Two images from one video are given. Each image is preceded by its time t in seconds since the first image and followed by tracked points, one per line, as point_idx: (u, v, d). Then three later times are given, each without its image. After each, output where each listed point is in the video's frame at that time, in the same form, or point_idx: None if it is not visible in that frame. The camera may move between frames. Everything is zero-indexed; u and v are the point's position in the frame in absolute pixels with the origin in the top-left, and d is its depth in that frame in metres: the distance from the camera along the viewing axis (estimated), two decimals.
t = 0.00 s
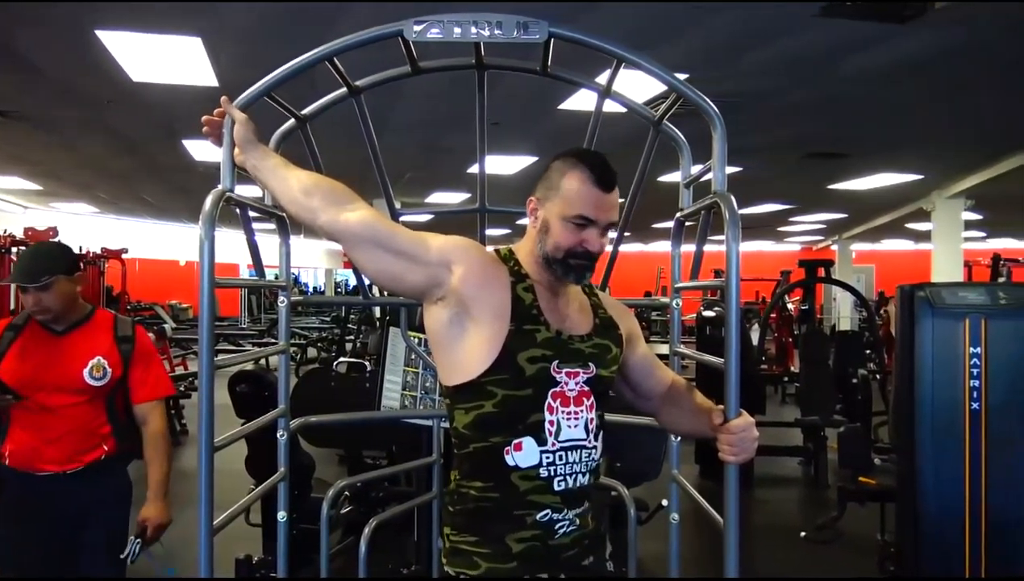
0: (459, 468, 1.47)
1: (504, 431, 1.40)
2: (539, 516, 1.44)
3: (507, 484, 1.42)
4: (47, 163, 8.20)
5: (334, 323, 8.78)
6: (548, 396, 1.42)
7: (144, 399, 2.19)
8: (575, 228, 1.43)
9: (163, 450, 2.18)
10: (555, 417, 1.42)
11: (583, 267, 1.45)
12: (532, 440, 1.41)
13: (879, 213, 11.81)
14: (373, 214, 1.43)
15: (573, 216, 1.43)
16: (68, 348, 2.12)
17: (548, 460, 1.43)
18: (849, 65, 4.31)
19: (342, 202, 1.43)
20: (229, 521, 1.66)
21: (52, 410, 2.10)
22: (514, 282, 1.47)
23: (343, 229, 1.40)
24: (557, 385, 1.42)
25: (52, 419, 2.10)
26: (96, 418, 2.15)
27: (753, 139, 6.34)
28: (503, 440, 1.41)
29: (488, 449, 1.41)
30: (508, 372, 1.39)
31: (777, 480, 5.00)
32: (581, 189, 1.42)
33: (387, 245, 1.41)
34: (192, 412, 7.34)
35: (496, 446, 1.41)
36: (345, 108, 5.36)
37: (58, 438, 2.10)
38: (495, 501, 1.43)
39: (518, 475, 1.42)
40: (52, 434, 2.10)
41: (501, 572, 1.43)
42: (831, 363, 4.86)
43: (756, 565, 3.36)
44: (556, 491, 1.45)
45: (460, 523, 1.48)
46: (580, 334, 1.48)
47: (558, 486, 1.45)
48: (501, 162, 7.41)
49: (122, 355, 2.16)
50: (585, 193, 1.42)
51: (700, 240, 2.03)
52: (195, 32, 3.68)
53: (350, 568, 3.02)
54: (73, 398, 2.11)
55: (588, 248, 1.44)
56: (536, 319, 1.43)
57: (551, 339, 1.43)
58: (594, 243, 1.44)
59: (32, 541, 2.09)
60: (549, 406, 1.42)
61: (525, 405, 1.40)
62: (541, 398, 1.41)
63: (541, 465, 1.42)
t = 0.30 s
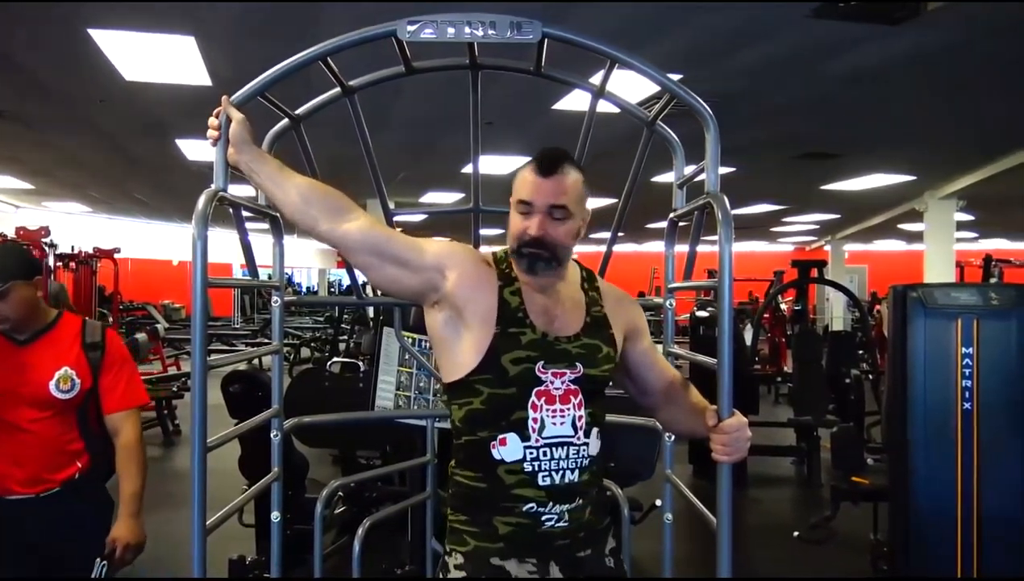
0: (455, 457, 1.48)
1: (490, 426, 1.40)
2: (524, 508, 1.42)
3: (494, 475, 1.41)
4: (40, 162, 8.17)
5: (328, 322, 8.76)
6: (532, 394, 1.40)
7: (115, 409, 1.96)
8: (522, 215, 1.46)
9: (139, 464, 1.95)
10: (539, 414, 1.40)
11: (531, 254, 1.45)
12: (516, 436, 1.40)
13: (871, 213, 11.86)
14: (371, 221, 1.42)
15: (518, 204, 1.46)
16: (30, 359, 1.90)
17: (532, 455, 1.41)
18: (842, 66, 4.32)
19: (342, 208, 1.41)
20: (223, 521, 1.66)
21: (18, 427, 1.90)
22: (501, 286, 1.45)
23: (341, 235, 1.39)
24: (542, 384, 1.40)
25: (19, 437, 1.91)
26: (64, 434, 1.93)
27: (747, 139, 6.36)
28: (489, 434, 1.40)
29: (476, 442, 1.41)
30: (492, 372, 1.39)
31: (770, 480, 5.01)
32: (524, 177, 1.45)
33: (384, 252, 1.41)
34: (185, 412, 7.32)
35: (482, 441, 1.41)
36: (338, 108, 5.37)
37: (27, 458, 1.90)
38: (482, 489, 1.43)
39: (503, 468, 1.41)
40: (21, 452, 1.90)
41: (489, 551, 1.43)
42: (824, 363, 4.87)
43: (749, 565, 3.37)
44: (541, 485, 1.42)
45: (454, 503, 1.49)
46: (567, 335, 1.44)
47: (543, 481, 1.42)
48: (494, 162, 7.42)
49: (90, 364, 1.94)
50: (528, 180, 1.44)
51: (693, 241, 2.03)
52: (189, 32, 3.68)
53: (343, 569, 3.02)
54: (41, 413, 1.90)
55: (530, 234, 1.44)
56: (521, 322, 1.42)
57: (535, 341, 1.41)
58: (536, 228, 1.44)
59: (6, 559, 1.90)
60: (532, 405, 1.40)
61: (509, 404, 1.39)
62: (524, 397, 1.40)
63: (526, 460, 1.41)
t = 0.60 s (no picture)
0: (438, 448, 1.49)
1: (461, 421, 1.39)
2: (488, 502, 1.40)
3: (464, 468, 1.41)
4: (35, 163, 8.14)
5: (324, 323, 8.75)
6: (499, 393, 1.36)
7: (76, 414, 1.74)
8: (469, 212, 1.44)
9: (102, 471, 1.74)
10: (504, 412, 1.37)
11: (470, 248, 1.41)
12: (482, 432, 1.38)
13: (866, 213, 11.89)
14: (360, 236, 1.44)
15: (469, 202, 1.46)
16: None
17: (497, 452, 1.38)
18: (837, 66, 4.33)
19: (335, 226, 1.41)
20: (221, 521, 1.65)
21: None
22: (475, 288, 1.42)
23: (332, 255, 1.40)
24: (509, 384, 1.36)
25: None
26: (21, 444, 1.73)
27: (742, 139, 6.37)
28: (459, 428, 1.40)
29: (450, 436, 1.41)
30: (462, 371, 1.38)
31: (766, 479, 5.01)
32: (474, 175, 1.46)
33: (373, 264, 1.44)
34: (180, 413, 7.30)
35: (453, 435, 1.40)
36: (335, 108, 5.36)
37: None
38: (455, 480, 1.42)
39: (472, 462, 1.40)
40: None
41: (461, 543, 1.42)
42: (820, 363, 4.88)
43: (747, 564, 3.38)
44: (504, 482, 1.39)
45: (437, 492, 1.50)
46: (536, 336, 1.39)
47: (506, 478, 1.39)
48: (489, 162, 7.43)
49: (41, 364, 1.71)
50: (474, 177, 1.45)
51: (690, 240, 2.03)
52: (185, 32, 3.67)
53: (341, 569, 3.01)
54: None
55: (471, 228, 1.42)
56: (491, 322, 1.38)
57: (504, 341, 1.37)
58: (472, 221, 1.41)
59: None
60: (498, 403, 1.37)
61: (476, 402, 1.37)
62: (491, 395, 1.37)
63: (491, 456, 1.39)
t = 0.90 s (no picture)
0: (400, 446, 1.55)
1: (411, 419, 1.44)
2: (436, 500, 1.43)
3: (414, 465, 1.46)
4: (32, 164, 8.13)
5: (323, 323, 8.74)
6: (444, 392, 1.41)
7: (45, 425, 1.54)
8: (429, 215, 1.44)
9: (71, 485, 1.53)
10: (448, 411, 1.41)
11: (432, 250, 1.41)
12: (428, 431, 1.43)
13: (865, 212, 11.90)
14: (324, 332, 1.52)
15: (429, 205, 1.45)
16: None
17: (441, 450, 1.42)
18: (833, 66, 4.34)
19: (307, 351, 1.51)
20: (218, 522, 1.65)
21: None
22: (425, 297, 1.49)
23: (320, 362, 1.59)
24: (454, 383, 1.41)
25: None
26: None
27: (740, 139, 6.37)
28: (410, 427, 1.45)
29: (402, 434, 1.47)
30: (409, 375, 1.44)
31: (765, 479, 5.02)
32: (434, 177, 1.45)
33: (347, 337, 1.57)
34: (179, 414, 7.30)
35: (405, 434, 1.46)
36: (333, 108, 5.35)
37: None
38: (409, 477, 1.47)
39: (420, 460, 1.44)
40: None
41: (414, 541, 1.47)
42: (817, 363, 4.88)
43: (745, 564, 3.38)
44: (449, 480, 1.42)
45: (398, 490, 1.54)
46: (482, 337, 1.42)
47: (450, 476, 1.42)
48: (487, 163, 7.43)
49: (6, 370, 1.50)
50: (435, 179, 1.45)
51: (687, 240, 2.03)
52: (183, 32, 3.67)
53: (340, 569, 3.02)
54: None
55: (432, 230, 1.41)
56: (435, 327, 1.44)
57: (448, 344, 1.42)
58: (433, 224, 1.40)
59: None
60: (443, 402, 1.41)
61: (423, 402, 1.42)
62: (437, 395, 1.41)
63: (436, 454, 1.42)
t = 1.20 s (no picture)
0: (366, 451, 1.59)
1: (372, 424, 1.50)
2: (401, 502, 1.48)
3: (378, 469, 1.50)
4: (31, 164, 8.13)
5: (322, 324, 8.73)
6: (404, 397, 1.45)
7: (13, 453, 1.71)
8: (424, 219, 1.49)
9: (40, 518, 1.72)
10: (409, 415, 1.45)
11: (445, 253, 1.49)
12: (390, 435, 1.47)
13: (864, 213, 11.90)
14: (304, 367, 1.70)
15: (420, 208, 1.49)
16: None
17: (404, 453, 1.46)
18: (831, 67, 4.34)
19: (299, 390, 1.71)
20: (217, 522, 1.65)
21: None
22: (377, 306, 1.53)
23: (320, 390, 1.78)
24: (413, 387, 1.45)
25: None
26: None
27: (740, 139, 6.37)
28: (373, 431, 1.49)
29: (365, 440, 1.52)
30: (368, 384, 1.49)
31: (764, 479, 5.02)
32: (417, 182, 1.51)
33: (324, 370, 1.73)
34: (178, 414, 7.30)
35: (369, 438, 1.50)
36: (333, 108, 5.34)
37: None
38: (373, 480, 1.52)
39: (384, 463, 1.49)
40: None
41: (380, 542, 1.52)
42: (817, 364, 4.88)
43: (745, 564, 3.38)
44: (412, 483, 1.47)
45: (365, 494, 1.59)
46: (437, 338, 1.47)
47: (414, 479, 1.46)
48: (486, 163, 7.42)
49: None
50: (423, 183, 1.51)
51: (686, 240, 2.03)
52: (182, 31, 3.66)
53: (339, 569, 3.02)
54: None
55: (442, 232, 1.48)
56: (390, 335, 1.49)
57: (403, 350, 1.47)
58: (445, 227, 1.49)
59: None
60: (403, 405, 1.45)
61: (383, 407, 1.47)
62: (396, 399, 1.46)
63: (399, 458, 1.47)
